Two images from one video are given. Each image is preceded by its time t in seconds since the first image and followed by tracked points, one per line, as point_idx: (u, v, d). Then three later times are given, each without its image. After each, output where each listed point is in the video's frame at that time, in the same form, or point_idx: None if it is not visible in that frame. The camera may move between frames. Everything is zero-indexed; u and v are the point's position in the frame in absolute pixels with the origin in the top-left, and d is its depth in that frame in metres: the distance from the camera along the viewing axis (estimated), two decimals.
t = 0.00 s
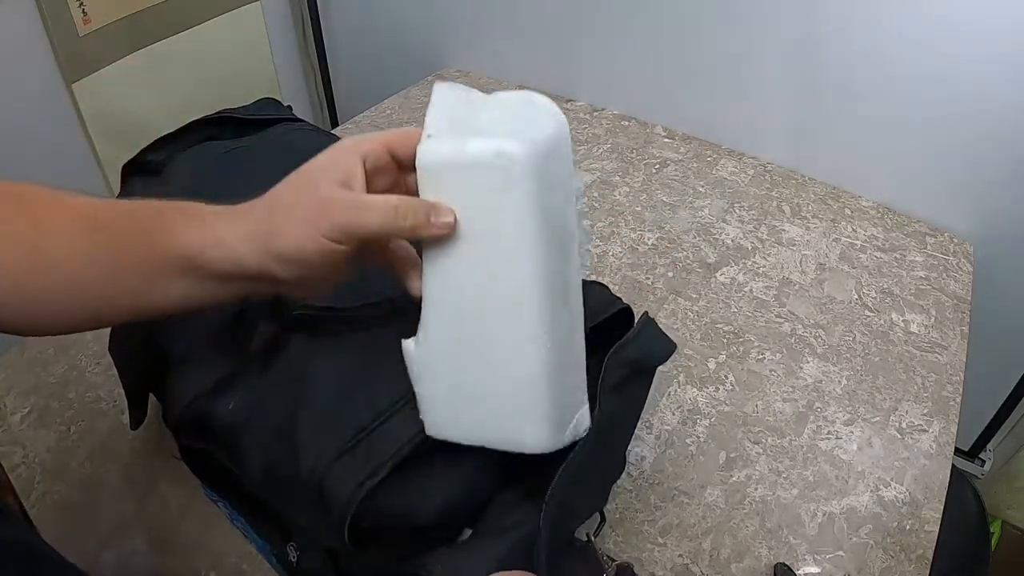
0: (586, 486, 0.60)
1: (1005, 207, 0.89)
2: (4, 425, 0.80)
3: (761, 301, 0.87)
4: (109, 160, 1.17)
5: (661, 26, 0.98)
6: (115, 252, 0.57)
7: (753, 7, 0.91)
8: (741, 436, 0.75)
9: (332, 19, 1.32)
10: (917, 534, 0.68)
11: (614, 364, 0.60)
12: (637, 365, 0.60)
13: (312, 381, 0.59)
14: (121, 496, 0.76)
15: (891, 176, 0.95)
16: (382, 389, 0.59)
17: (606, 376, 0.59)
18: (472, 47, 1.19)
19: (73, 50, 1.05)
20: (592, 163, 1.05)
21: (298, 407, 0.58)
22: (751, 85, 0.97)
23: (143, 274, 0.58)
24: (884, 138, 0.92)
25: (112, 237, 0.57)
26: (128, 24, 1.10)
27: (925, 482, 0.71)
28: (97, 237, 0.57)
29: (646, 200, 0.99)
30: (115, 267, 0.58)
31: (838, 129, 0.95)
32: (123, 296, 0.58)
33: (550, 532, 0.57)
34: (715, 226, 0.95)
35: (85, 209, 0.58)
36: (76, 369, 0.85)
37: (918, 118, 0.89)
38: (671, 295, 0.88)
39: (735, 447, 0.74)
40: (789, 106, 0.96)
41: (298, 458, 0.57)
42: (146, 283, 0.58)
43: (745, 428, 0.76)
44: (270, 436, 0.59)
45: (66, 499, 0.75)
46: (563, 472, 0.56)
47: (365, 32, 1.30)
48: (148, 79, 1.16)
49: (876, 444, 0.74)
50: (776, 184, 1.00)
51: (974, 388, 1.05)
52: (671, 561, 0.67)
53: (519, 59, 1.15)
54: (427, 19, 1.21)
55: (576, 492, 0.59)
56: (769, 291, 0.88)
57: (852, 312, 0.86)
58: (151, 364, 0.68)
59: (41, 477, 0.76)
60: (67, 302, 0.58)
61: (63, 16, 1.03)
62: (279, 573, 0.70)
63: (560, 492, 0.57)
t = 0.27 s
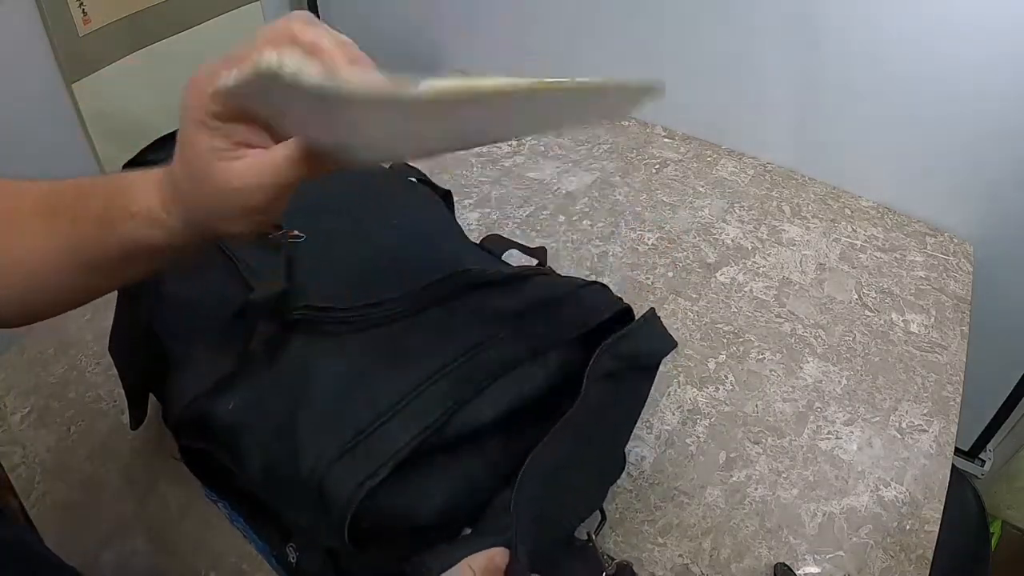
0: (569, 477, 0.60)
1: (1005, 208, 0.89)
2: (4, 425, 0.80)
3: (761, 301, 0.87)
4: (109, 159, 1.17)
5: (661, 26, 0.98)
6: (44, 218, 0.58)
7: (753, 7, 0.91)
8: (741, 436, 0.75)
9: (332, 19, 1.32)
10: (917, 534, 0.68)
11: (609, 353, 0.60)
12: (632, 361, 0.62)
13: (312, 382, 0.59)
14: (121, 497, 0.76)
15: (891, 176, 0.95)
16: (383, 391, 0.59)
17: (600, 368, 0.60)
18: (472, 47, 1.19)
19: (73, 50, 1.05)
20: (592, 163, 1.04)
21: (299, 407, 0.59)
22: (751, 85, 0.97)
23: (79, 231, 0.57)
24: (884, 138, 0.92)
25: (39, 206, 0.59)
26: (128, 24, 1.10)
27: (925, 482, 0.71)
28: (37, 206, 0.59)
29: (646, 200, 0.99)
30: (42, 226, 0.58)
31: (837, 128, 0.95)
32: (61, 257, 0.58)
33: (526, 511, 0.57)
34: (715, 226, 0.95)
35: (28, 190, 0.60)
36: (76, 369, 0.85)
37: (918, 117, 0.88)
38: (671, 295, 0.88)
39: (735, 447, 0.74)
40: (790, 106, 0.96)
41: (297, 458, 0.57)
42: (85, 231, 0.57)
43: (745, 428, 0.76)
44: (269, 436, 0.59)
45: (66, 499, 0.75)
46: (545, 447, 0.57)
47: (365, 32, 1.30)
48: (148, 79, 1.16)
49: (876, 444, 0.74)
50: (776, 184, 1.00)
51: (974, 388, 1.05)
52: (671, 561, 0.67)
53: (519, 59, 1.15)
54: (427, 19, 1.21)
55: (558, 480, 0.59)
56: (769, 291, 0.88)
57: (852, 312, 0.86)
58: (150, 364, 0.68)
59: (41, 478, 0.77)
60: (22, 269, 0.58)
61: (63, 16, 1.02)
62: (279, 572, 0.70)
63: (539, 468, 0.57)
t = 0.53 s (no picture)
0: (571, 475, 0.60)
1: (1006, 208, 0.89)
2: (4, 425, 0.80)
3: (760, 301, 0.87)
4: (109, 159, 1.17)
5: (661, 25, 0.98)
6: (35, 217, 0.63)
7: (753, 7, 0.91)
8: (741, 436, 0.75)
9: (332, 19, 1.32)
10: (917, 534, 0.68)
11: (605, 349, 0.60)
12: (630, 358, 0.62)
13: (313, 383, 0.60)
14: (121, 497, 0.76)
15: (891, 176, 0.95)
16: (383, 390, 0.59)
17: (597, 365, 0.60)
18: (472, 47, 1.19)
19: (72, 51, 1.05)
20: (592, 163, 1.04)
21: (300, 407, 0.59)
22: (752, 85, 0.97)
23: (91, 224, 0.63)
24: (884, 137, 0.92)
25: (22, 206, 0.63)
26: (128, 24, 1.10)
27: (925, 482, 0.71)
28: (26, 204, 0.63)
29: (646, 200, 0.99)
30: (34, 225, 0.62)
31: (837, 128, 0.95)
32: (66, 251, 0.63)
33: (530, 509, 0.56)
34: (715, 226, 0.95)
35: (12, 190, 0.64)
36: (76, 368, 0.85)
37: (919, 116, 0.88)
38: (671, 295, 0.88)
39: (735, 447, 0.74)
40: (790, 106, 0.96)
41: (297, 459, 0.57)
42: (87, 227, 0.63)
43: (745, 428, 0.76)
44: (268, 436, 0.59)
45: (66, 499, 0.75)
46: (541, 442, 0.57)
47: (365, 32, 1.30)
48: (148, 79, 1.16)
49: (876, 444, 0.74)
50: (776, 184, 1.00)
51: (974, 388, 1.05)
52: (671, 561, 0.67)
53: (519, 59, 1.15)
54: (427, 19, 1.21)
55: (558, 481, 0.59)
56: (769, 291, 0.88)
57: (852, 312, 0.86)
58: (150, 364, 0.68)
59: (41, 478, 0.77)
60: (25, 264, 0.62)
61: (63, 16, 1.02)
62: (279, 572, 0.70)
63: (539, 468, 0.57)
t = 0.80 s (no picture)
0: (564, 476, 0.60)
1: (1005, 208, 0.89)
2: (4, 425, 0.80)
3: (760, 301, 0.87)
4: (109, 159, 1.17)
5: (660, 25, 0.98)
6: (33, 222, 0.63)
7: (753, 6, 0.91)
8: (741, 436, 0.75)
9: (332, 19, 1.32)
10: (917, 534, 0.68)
11: (604, 346, 0.60)
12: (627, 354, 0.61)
13: (314, 383, 0.60)
14: (121, 496, 0.76)
15: (891, 176, 0.95)
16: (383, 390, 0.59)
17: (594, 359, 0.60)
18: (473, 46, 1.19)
19: (72, 51, 1.05)
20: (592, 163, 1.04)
21: (300, 409, 0.59)
22: (752, 86, 0.97)
23: (92, 235, 0.64)
24: (884, 137, 0.92)
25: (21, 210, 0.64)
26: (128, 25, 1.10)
27: (925, 482, 0.71)
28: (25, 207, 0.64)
29: (646, 200, 0.99)
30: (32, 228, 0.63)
31: (837, 129, 0.95)
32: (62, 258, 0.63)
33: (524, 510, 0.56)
34: (715, 226, 0.95)
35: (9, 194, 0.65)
36: (76, 368, 0.85)
37: (919, 115, 0.88)
38: (671, 295, 0.88)
39: (735, 447, 0.74)
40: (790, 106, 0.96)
41: (298, 459, 0.57)
42: (86, 237, 0.64)
43: (745, 428, 0.76)
44: (268, 436, 0.59)
45: (65, 499, 0.75)
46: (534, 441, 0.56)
47: (365, 32, 1.30)
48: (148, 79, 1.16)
49: (876, 444, 0.74)
50: (776, 184, 1.00)
51: (973, 388, 1.05)
52: (671, 561, 0.67)
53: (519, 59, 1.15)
54: (427, 19, 1.21)
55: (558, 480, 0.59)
56: (769, 292, 0.88)
57: (852, 312, 0.86)
58: (150, 365, 0.68)
59: (40, 478, 0.77)
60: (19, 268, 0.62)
61: (63, 16, 1.02)
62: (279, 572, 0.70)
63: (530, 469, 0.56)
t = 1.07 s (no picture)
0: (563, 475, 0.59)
1: (1006, 207, 0.89)
2: (4, 425, 0.80)
3: (760, 301, 0.87)
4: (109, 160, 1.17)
5: (660, 25, 0.99)
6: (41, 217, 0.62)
7: (753, 7, 0.91)
8: (741, 436, 0.75)
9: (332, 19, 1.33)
10: (917, 534, 0.68)
11: (603, 343, 0.60)
12: (627, 349, 0.61)
13: (313, 383, 0.59)
14: (121, 497, 0.76)
15: (891, 175, 0.95)
16: (385, 391, 0.59)
17: (590, 355, 0.60)
18: (473, 46, 1.19)
19: (72, 51, 1.05)
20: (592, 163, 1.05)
21: (301, 407, 0.59)
22: (751, 86, 0.97)
23: (97, 238, 0.63)
24: (884, 137, 0.92)
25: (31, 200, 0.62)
26: (127, 25, 1.10)
27: (925, 482, 0.71)
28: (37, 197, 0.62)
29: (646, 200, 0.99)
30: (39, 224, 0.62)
31: (837, 130, 0.95)
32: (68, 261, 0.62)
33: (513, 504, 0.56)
34: (715, 226, 0.95)
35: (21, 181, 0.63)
36: (76, 369, 0.85)
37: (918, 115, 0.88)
38: (671, 295, 0.88)
39: (735, 447, 0.74)
40: (790, 107, 0.96)
41: (297, 459, 0.57)
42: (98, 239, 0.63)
43: (745, 428, 0.76)
44: (268, 436, 0.59)
45: (65, 500, 0.75)
46: (521, 431, 0.57)
47: (365, 32, 1.30)
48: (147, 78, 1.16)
49: (876, 444, 0.74)
50: (776, 184, 1.00)
51: (974, 389, 1.05)
52: (671, 561, 0.67)
53: (520, 59, 1.15)
54: (428, 20, 1.21)
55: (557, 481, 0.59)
56: (769, 291, 0.88)
57: (852, 312, 0.86)
58: (150, 364, 0.68)
59: (40, 478, 0.76)
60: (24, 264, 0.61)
61: (63, 16, 1.03)
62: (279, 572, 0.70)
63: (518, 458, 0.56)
